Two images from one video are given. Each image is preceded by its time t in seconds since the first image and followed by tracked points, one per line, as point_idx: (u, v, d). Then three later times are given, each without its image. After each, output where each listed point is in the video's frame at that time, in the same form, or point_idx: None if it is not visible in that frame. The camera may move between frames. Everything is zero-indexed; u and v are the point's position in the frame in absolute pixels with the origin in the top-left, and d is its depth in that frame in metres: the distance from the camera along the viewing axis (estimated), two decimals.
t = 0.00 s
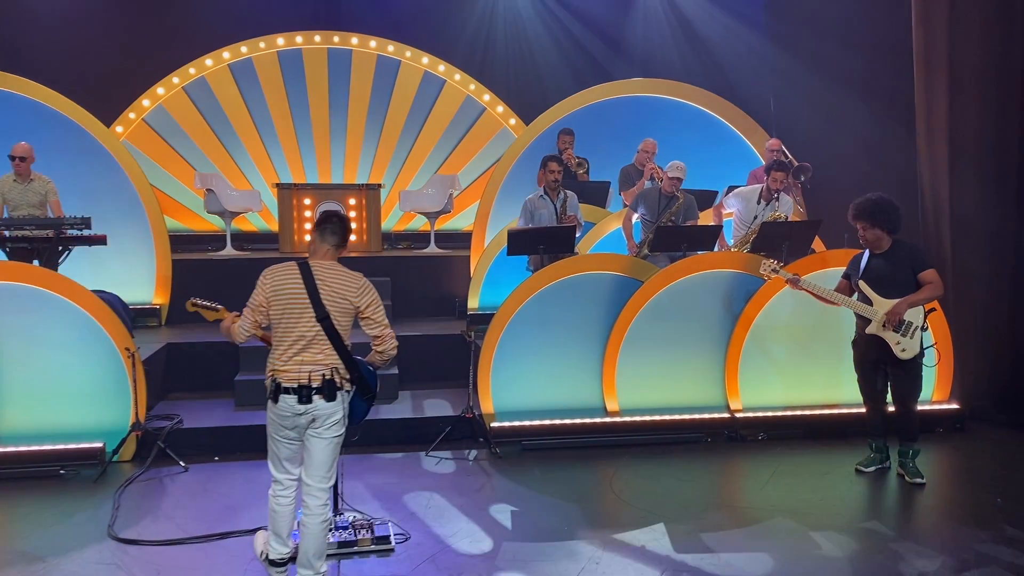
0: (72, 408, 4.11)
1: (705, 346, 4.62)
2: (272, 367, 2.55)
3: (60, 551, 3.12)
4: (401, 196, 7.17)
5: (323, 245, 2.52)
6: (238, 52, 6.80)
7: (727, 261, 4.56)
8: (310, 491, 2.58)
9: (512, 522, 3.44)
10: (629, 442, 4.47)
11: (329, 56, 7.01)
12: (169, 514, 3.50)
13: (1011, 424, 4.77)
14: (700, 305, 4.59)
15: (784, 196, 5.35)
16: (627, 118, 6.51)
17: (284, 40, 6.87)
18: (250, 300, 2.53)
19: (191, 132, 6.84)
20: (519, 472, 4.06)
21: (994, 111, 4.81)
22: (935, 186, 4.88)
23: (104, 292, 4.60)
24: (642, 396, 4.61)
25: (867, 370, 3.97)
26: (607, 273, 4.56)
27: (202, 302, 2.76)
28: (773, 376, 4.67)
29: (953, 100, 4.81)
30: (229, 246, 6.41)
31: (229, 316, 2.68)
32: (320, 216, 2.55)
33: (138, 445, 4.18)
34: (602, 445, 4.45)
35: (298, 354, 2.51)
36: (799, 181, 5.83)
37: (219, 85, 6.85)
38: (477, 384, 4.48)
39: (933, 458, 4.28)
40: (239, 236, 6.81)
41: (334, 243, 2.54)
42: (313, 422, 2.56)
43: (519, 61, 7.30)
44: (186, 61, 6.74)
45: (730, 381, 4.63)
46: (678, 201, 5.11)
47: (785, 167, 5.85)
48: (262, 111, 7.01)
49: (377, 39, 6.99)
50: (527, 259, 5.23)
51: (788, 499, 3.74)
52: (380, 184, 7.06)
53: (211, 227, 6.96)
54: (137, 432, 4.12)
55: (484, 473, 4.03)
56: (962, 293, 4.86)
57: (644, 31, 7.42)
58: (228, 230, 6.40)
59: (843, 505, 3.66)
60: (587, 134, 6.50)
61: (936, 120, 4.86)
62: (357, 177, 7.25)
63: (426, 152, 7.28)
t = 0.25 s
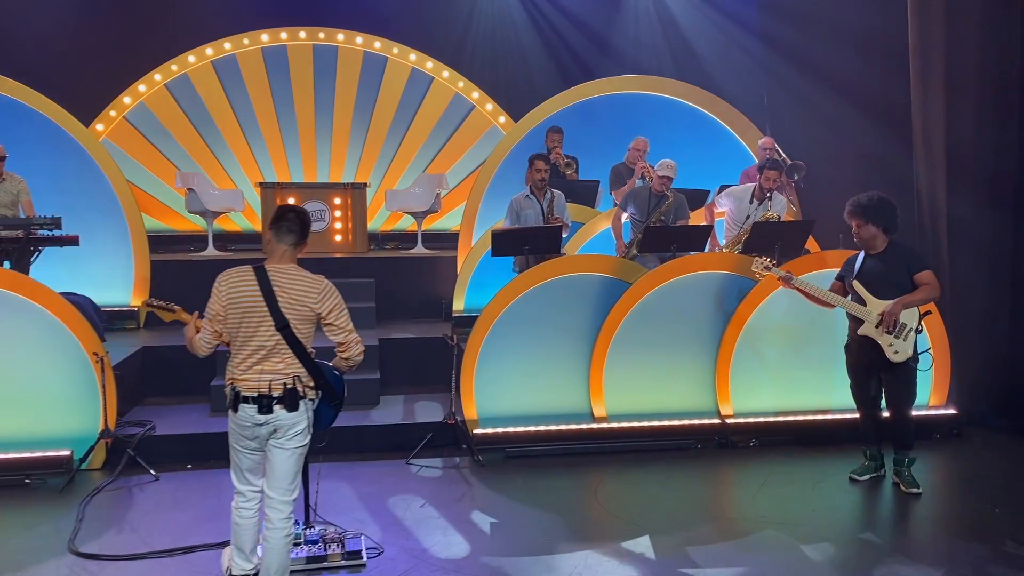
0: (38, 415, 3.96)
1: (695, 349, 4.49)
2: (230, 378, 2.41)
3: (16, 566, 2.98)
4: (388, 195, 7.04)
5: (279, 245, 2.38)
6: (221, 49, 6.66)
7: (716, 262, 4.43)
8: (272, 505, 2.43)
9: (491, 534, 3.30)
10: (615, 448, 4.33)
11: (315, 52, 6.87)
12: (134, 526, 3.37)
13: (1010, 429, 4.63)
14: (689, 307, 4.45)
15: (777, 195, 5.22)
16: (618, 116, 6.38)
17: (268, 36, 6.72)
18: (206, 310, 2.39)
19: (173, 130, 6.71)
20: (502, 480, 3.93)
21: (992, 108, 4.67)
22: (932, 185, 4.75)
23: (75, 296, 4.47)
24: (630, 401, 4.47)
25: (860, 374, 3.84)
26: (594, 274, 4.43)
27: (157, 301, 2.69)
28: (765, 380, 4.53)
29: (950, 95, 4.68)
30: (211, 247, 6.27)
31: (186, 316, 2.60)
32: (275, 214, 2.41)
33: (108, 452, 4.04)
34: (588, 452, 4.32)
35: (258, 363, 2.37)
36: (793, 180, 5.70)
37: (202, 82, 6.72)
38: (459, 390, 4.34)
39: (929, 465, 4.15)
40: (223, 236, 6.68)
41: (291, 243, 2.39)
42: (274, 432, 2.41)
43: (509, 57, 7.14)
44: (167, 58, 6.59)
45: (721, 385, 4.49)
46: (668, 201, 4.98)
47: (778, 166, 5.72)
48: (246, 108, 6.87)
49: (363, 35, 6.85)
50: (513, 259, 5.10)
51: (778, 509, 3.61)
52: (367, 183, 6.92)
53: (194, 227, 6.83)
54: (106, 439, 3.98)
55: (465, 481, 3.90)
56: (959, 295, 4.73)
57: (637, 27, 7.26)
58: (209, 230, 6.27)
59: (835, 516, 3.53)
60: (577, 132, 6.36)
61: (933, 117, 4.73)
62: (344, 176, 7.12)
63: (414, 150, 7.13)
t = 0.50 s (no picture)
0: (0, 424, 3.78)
1: (684, 356, 4.34)
2: (180, 394, 2.25)
3: None
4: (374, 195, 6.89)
5: (228, 251, 2.24)
6: (204, 46, 6.50)
7: (706, 265, 4.27)
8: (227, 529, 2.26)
9: (467, 552, 3.15)
10: (602, 459, 4.18)
11: (299, 50, 6.72)
12: (93, 543, 3.21)
13: (1012, 437, 4.48)
14: (678, 313, 4.30)
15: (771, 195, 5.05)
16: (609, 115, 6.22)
17: (251, 33, 6.57)
18: (155, 321, 2.24)
19: (154, 130, 6.56)
20: (483, 493, 3.77)
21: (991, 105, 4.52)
22: (930, 185, 4.60)
23: (43, 300, 4.30)
24: (618, 409, 4.31)
25: (855, 383, 3.68)
26: (580, 279, 4.27)
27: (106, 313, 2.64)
28: (758, 387, 4.38)
29: (949, 93, 4.53)
30: (191, 248, 6.12)
31: (140, 331, 2.59)
32: (223, 219, 2.28)
33: (74, 464, 3.88)
34: (574, 463, 4.16)
35: (208, 378, 2.22)
36: (787, 180, 5.55)
37: (183, 80, 6.57)
38: (440, 398, 4.18)
39: (928, 477, 4.00)
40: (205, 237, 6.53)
41: (240, 247, 2.26)
42: (228, 450, 2.25)
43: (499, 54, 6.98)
44: (148, 55, 6.43)
45: (712, 393, 4.34)
46: (658, 201, 4.83)
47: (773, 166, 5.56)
48: (228, 107, 6.72)
49: (349, 32, 6.69)
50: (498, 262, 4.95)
51: (770, 525, 3.45)
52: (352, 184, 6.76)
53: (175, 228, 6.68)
54: (70, 451, 3.82)
55: (445, 494, 3.74)
56: (959, 298, 4.58)
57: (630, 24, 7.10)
58: (190, 232, 6.12)
59: (829, 532, 3.38)
60: (567, 131, 6.20)
61: (931, 115, 4.57)
62: (329, 177, 6.96)
63: (401, 150, 6.98)
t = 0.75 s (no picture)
0: None
1: (674, 360, 4.21)
2: (126, 404, 2.12)
3: None
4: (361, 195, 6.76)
5: (182, 253, 2.12)
6: (188, 43, 6.40)
7: (696, 267, 4.14)
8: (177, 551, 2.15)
9: (443, 568, 3.02)
10: (588, 467, 4.05)
11: (285, 47, 6.59)
12: (53, 558, 3.08)
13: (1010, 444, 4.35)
14: (667, 316, 4.17)
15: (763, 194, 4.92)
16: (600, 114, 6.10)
17: (236, 30, 6.45)
18: (100, 324, 2.10)
19: (137, 129, 6.44)
20: (463, 504, 3.64)
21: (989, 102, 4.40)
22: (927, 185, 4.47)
23: (12, 303, 4.17)
24: (604, 416, 4.19)
25: (848, 390, 3.55)
26: (566, 281, 4.14)
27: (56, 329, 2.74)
28: (749, 393, 4.25)
29: (946, 89, 4.40)
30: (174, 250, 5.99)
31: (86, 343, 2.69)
32: (177, 220, 2.16)
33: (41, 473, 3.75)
34: (559, 472, 4.04)
35: (157, 388, 2.09)
36: (781, 180, 5.42)
37: (167, 78, 6.44)
38: (421, 404, 4.05)
39: (924, 486, 3.87)
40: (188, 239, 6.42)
41: (195, 249, 2.13)
42: (177, 466, 2.14)
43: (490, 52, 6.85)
44: (130, 52, 6.32)
45: (701, 399, 4.21)
46: (648, 201, 4.71)
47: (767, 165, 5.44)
48: (213, 106, 6.60)
49: (336, 29, 6.57)
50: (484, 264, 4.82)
51: (759, 538, 3.33)
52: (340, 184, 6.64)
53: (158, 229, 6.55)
54: (37, 461, 3.68)
55: (423, 505, 3.61)
56: (955, 301, 4.45)
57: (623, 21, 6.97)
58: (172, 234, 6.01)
59: (821, 546, 3.25)
60: (557, 130, 6.08)
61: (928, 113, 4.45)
62: (316, 176, 6.83)
63: (389, 149, 6.85)
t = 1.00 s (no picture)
0: None
1: (660, 368, 4.08)
2: (67, 424, 2.00)
3: None
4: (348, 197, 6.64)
5: (111, 262, 1.98)
6: (170, 42, 6.26)
7: (684, 272, 4.01)
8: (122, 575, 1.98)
9: None
10: (571, 479, 3.92)
11: (270, 46, 6.46)
12: None
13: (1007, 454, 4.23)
14: (653, 322, 4.04)
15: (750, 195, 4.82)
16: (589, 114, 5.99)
17: (219, 28, 6.33)
18: (34, 342, 1.99)
19: (118, 129, 6.31)
20: (440, 518, 3.51)
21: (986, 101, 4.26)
22: (922, 187, 4.34)
23: None
24: (589, 425, 4.06)
25: (839, 400, 3.42)
26: (549, 287, 4.01)
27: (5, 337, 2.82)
28: (738, 402, 4.12)
29: (942, 88, 4.27)
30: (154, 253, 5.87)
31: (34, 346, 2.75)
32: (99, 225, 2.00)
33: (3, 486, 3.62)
34: (542, 483, 3.91)
35: (96, 406, 1.96)
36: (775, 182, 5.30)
37: (149, 77, 6.31)
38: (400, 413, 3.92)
39: (918, 499, 3.75)
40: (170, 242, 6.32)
41: (126, 256, 2.00)
42: (120, 485, 1.99)
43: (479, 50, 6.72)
44: (111, 51, 6.18)
45: (689, 408, 4.08)
46: (635, 203, 4.57)
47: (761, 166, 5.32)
48: (196, 105, 6.47)
49: (322, 27, 6.44)
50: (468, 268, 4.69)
51: (745, 555, 3.20)
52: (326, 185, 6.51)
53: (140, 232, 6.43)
54: None
55: (398, 519, 3.48)
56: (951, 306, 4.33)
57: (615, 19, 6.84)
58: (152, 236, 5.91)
59: (809, 565, 3.12)
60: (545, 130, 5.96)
61: (924, 113, 4.31)
62: (302, 178, 6.71)
63: (376, 150, 6.73)
